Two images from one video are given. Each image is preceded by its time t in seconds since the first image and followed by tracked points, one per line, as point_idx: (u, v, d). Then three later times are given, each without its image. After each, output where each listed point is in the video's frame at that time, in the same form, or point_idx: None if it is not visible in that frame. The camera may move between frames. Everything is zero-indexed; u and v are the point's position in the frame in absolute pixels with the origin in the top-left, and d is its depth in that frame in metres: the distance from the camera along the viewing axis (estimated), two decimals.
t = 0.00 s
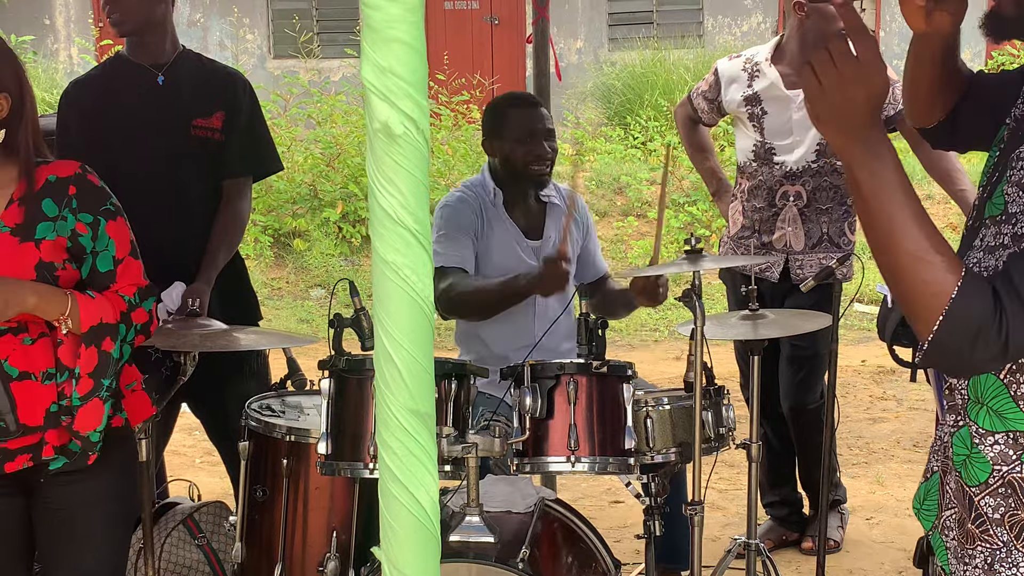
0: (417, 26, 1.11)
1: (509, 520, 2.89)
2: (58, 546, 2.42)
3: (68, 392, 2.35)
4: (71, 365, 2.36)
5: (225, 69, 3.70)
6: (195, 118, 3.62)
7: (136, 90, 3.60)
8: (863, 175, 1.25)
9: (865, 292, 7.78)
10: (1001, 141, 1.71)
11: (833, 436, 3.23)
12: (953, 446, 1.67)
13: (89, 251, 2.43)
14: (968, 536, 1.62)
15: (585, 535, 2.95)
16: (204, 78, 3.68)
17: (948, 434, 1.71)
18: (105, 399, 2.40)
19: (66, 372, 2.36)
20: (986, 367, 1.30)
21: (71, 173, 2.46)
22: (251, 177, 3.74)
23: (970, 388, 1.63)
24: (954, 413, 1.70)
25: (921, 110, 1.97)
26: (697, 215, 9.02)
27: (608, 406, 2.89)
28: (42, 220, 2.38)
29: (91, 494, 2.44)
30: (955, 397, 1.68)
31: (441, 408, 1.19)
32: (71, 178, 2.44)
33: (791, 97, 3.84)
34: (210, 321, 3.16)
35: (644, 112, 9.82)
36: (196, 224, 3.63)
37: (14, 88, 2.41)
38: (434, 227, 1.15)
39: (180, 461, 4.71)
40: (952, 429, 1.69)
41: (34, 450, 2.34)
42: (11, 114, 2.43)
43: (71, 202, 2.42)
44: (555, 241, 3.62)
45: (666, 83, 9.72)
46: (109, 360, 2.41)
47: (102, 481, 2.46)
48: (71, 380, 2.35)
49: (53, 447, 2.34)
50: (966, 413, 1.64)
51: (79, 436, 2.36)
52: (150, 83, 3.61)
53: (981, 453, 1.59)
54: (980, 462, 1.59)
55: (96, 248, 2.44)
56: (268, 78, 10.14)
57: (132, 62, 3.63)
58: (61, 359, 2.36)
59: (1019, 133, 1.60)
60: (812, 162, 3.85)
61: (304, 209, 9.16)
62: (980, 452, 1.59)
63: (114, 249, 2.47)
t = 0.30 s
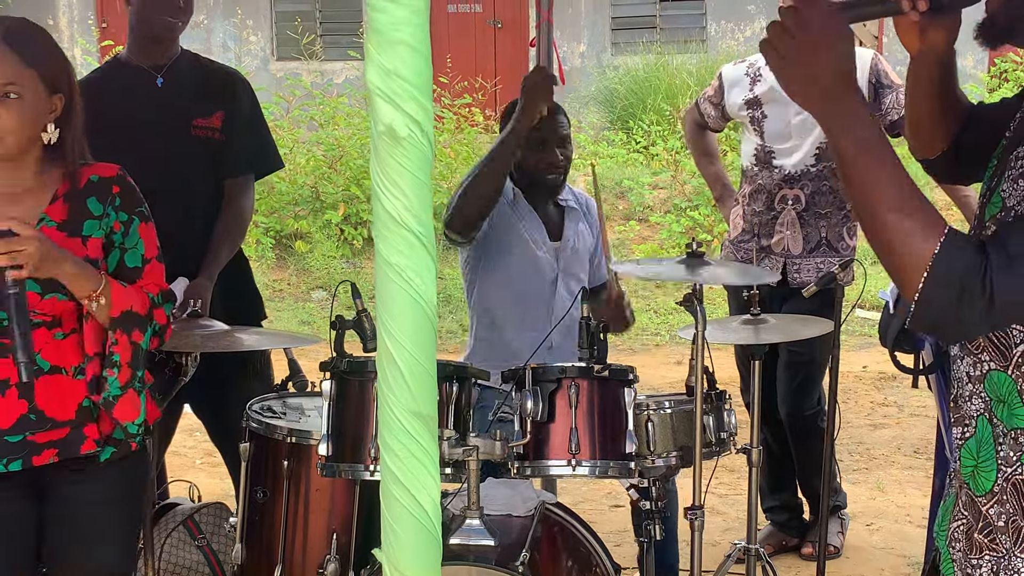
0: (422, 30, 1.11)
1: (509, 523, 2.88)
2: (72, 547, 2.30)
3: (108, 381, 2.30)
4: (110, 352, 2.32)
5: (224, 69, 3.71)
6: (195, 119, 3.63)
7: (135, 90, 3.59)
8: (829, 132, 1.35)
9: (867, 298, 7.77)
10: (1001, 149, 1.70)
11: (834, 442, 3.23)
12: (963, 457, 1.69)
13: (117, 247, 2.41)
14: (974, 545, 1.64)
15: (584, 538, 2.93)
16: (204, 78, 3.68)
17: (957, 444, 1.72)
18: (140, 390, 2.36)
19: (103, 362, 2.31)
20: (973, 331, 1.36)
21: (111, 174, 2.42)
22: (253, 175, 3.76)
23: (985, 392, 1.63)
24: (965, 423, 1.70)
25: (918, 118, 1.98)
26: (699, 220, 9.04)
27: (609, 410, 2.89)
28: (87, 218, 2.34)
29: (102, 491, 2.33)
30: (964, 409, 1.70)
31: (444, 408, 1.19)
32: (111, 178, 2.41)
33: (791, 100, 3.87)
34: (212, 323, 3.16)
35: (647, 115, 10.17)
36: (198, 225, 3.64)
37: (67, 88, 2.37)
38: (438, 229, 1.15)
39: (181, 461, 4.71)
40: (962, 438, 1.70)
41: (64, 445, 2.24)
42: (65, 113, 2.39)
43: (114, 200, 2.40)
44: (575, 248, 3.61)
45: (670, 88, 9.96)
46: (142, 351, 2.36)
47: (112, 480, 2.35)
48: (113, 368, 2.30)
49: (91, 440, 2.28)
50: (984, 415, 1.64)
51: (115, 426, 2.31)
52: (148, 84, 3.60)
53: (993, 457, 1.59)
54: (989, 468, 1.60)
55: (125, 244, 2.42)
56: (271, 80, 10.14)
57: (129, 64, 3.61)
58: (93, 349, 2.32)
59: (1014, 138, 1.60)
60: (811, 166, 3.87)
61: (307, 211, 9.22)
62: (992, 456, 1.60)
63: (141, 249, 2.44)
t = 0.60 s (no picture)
0: (428, 36, 1.11)
1: (509, 526, 2.88)
2: (72, 548, 2.25)
3: (64, 341, 2.12)
4: (72, 311, 2.12)
5: (238, 76, 3.73)
6: (209, 124, 3.64)
7: (149, 91, 3.60)
8: (827, 111, 1.34)
9: (869, 302, 7.77)
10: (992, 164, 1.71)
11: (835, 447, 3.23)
12: (968, 466, 1.68)
13: (115, 236, 2.32)
14: (973, 550, 1.64)
15: (584, 541, 2.93)
16: (218, 83, 3.70)
17: (961, 451, 1.71)
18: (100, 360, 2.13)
19: (66, 321, 2.12)
20: (964, 310, 1.32)
21: (131, 177, 2.41)
22: (260, 184, 3.76)
23: (984, 399, 1.63)
24: (968, 433, 1.69)
25: (913, 140, 1.99)
26: (701, 223, 9.03)
27: (611, 415, 2.88)
28: (102, 219, 2.33)
29: (104, 493, 2.28)
30: (964, 416, 1.69)
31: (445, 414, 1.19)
32: (131, 180, 2.39)
33: (789, 105, 3.88)
34: (214, 324, 3.17)
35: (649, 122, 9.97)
36: (205, 228, 3.63)
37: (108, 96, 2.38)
38: (440, 234, 1.15)
39: (181, 463, 4.72)
40: (964, 447, 1.70)
41: (67, 450, 2.19)
42: (104, 123, 2.38)
43: (124, 199, 2.35)
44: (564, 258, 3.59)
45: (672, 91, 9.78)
46: (115, 320, 2.15)
47: (114, 482, 2.29)
48: (72, 328, 2.11)
49: (97, 446, 2.22)
50: (983, 422, 1.63)
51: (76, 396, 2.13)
52: (164, 84, 3.62)
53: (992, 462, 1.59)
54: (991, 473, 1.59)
55: (120, 233, 2.32)
56: (275, 81, 10.16)
57: (148, 64, 3.63)
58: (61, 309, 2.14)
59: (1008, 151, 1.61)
60: (808, 171, 3.86)
61: (308, 212, 9.23)
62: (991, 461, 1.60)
63: (138, 237, 2.32)
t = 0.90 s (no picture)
0: (432, 35, 1.11)
1: (509, 526, 2.88)
2: (63, 546, 2.38)
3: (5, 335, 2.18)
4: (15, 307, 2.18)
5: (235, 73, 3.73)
6: (206, 121, 3.64)
7: (147, 89, 3.59)
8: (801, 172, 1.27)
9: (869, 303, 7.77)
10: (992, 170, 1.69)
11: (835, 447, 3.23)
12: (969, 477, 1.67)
13: (86, 235, 2.32)
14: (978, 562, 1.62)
15: (585, 541, 2.93)
16: (215, 80, 3.70)
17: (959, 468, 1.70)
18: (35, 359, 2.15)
19: (9, 316, 2.19)
20: (969, 358, 1.32)
21: (119, 177, 2.41)
22: (259, 180, 3.78)
23: (989, 414, 1.62)
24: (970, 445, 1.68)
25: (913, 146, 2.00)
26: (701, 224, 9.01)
27: (611, 415, 2.88)
28: (78, 218, 2.34)
29: (92, 496, 2.39)
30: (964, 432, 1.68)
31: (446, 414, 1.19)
32: (115, 181, 2.39)
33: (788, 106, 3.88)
34: (214, 322, 3.17)
35: (650, 122, 10.09)
36: (201, 226, 3.62)
37: (98, 90, 2.43)
38: (442, 234, 1.15)
39: (181, 462, 4.71)
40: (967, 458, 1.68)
41: (34, 446, 2.27)
42: (94, 117, 2.44)
43: (102, 200, 2.36)
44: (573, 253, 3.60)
45: (673, 91, 9.88)
46: (54, 321, 2.17)
47: (105, 485, 2.40)
48: (12, 322, 2.17)
49: (48, 448, 2.29)
50: (986, 441, 1.62)
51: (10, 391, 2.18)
52: (163, 83, 3.61)
53: (1000, 474, 1.58)
54: (998, 484, 1.59)
55: (90, 234, 2.32)
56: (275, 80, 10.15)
57: (146, 64, 3.61)
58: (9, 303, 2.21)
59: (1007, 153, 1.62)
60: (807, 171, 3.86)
61: (308, 212, 9.21)
62: (998, 473, 1.59)
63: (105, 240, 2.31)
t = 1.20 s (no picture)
0: (435, 29, 1.10)
1: (510, 523, 2.88)
2: (48, 536, 2.49)
3: None
4: None
5: (234, 69, 3.72)
6: (205, 118, 3.63)
7: (146, 86, 3.59)
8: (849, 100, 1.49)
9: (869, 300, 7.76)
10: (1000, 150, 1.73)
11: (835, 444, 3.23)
12: (963, 457, 1.70)
13: (43, 223, 2.33)
14: (966, 542, 1.65)
15: (584, 538, 2.92)
16: (213, 77, 3.69)
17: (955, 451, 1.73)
18: None
19: None
20: (966, 283, 1.45)
21: (82, 164, 2.42)
22: (258, 176, 3.77)
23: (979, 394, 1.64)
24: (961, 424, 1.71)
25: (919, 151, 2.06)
26: (701, 221, 9.01)
27: (610, 412, 2.88)
28: (39, 207, 2.35)
29: (75, 494, 2.49)
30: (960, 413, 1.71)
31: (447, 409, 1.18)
32: (76, 169, 2.39)
33: (789, 103, 3.89)
34: (213, 319, 3.17)
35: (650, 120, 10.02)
36: (202, 224, 3.62)
37: (57, 83, 2.45)
38: (444, 229, 1.14)
39: (180, 458, 4.71)
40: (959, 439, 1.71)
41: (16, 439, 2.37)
42: (53, 109, 2.46)
43: (63, 187, 2.36)
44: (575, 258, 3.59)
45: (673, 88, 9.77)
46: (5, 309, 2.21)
47: (85, 477, 2.49)
48: None
49: (28, 442, 2.37)
50: (977, 420, 1.65)
51: None
52: (161, 80, 3.60)
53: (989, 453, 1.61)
54: (984, 464, 1.62)
55: (49, 222, 2.33)
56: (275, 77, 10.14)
57: (143, 61, 3.61)
58: None
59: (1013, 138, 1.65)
60: (808, 168, 3.86)
61: (308, 209, 9.22)
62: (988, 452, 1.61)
63: (60, 228, 2.32)
